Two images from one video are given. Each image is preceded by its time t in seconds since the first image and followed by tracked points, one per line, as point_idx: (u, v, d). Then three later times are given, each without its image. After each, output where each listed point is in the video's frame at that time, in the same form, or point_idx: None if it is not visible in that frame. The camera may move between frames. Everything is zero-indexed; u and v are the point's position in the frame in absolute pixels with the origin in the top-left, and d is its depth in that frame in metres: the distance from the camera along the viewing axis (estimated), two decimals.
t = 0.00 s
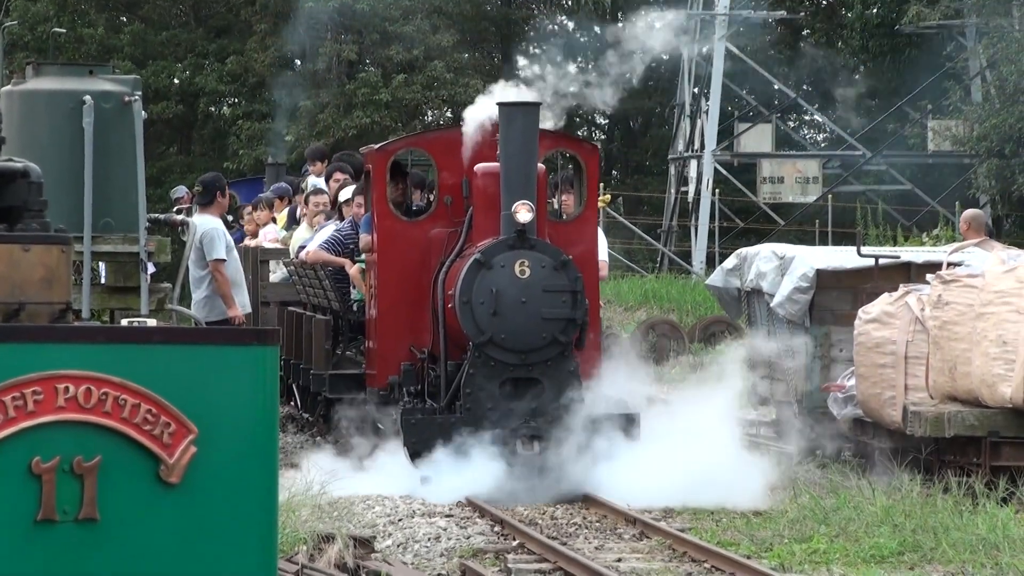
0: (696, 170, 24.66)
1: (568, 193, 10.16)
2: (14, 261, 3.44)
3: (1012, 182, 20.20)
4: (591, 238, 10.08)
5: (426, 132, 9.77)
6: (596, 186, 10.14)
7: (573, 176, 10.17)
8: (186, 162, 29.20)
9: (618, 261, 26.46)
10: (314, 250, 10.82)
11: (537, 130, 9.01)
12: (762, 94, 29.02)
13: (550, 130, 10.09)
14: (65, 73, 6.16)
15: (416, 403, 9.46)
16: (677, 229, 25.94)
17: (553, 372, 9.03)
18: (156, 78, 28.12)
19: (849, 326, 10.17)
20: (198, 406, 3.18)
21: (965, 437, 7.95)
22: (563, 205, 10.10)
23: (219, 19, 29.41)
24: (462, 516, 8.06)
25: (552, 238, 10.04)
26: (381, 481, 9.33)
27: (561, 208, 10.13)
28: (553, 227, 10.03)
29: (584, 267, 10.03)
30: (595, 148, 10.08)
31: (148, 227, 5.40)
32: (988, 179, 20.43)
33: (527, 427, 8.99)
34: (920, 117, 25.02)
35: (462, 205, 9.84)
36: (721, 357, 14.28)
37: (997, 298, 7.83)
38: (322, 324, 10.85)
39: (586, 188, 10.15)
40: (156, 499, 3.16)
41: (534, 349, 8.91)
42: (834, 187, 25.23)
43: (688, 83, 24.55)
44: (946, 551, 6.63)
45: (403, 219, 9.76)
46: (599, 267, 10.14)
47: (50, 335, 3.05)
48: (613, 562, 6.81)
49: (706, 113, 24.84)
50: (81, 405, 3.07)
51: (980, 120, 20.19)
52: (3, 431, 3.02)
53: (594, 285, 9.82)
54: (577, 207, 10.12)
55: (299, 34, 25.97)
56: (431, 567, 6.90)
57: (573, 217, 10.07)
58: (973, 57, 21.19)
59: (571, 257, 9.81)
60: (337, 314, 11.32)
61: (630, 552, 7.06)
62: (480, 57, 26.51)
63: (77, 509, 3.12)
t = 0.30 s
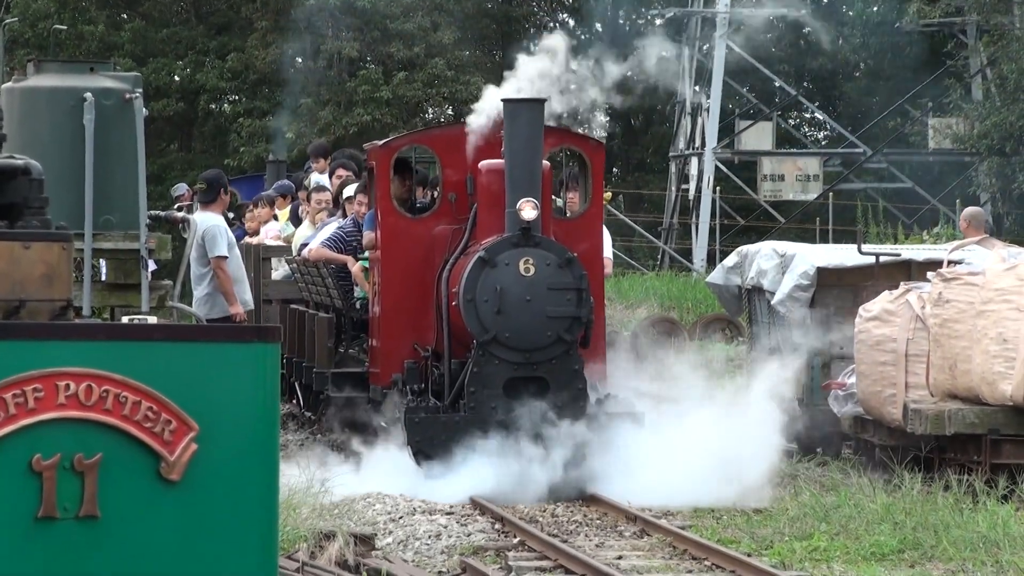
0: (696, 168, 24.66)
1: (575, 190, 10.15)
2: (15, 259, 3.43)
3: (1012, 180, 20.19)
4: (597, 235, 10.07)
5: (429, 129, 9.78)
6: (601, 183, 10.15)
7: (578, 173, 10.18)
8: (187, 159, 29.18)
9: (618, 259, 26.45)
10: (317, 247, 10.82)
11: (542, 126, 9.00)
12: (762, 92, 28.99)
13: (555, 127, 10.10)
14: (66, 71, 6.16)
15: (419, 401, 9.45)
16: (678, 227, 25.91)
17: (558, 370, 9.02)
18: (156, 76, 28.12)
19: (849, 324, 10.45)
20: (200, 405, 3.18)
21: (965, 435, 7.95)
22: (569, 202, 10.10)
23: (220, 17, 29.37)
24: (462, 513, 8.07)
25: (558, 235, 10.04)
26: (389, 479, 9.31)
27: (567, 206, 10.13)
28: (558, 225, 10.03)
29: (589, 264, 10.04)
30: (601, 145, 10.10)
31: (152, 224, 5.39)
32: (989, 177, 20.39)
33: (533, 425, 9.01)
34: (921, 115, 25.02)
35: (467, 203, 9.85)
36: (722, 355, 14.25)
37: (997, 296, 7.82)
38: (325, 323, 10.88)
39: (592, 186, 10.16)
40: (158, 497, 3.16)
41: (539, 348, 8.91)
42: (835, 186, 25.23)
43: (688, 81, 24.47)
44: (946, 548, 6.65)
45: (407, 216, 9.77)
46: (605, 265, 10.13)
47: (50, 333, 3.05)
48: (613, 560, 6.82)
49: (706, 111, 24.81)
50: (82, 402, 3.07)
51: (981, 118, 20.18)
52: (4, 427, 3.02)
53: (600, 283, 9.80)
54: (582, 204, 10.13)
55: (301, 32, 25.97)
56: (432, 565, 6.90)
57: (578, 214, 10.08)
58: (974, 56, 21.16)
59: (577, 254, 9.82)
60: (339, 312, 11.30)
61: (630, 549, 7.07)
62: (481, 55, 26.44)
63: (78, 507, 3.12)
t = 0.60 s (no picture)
0: (694, 166, 24.66)
1: (576, 189, 10.15)
2: (13, 257, 3.51)
3: (1009, 179, 20.22)
4: (598, 234, 10.07)
5: (430, 126, 9.78)
6: (603, 181, 10.16)
7: (580, 171, 10.18)
8: (184, 157, 29.21)
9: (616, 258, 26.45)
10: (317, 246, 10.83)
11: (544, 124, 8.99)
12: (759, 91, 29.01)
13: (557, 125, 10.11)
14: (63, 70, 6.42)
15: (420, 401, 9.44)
16: (675, 226, 25.91)
17: (560, 370, 9.00)
18: (153, 74, 28.17)
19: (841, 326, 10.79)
20: (198, 403, 3.17)
21: (963, 434, 7.96)
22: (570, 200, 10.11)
23: (218, 15, 29.35)
24: (460, 512, 8.07)
25: (559, 234, 10.04)
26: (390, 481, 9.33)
27: (568, 204, 10.13)
28: (559, 223, 10.03)
29: (591, 263, 10.04)
30: (603, 143, 10.10)
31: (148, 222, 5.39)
32: (987, 175, 20.44)
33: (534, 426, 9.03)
34: (918, 114, 25.05)
35: (468, 200, 9.84)
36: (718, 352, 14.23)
37: (994, 295, 7.80)
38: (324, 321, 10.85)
39: (594, 184, 10.16)
40: (156, 495, 3.16)
41: (540, 348, 8.90)
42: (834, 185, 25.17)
43: (686, 80, 24.45)
44: (943, 548, 6.65)
45: (408, 214, 9.76)
46: (607, 263, 10.14)
47: (48, 332, 3.06)
48: (610, 558, 6.82)
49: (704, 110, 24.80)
50: (79, 401, 3.07)
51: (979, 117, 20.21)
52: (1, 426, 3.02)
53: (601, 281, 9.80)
54: (584, 202, 10.13)
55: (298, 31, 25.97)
56: (429, 564, 6.90)
57: (580, 212, 10.08)
58: (970, 55, 21.22)
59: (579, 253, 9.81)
60: (338, 312, 11.29)
61: (628, 548, 7.07)
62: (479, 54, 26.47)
63: (75, 506, 3.13)
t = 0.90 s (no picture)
0: (690, 167, 24.75)
1: (577, 189, 10.27)
2: (19, 257, 3.54)
3: (999, 180, 20.34)
4: (599, 234, 10.19)
5: (432, 127, 9.88)
6: (604, 181, 10.27)
7: (581, 171, 10.30)
8: (188, 159, 29.27)
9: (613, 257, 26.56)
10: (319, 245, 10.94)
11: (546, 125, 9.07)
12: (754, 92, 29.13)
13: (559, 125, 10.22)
14: (66, 70, 6.68)
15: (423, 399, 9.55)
16: (672, 225, 25.99)
17: (563, 369, 9.11)
18: (157, 76, 28.22)
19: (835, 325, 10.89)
20: (201, 400, 3.24)
21: (954, 431, 8.04)
22: (572, 200, 10.22)
23: (221, 18, 29.44)
24: (459, 507, 8.19)
25: (561, 233, 10.16)
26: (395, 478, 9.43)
27: (569, 204, 10.24)
28: (561, 223, 10.15)
29: (592, 262, 10.16)
30: (604, 143, 10.22)
31: (151, 226, 5.51)
32: (977, 177, 20.56)
33: (537, 425, 9.12)
34: (910, 115, 25.23)
35: (470, 200, 9.95)
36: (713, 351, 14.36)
37: (985, 293, 7.90)
38: (326, 320, 11.05)
39: (595, 184, 10.27)
40: (159, 491, 3.23)
41: (542, 347, 9.02)
42: (826, 185, 25.24)
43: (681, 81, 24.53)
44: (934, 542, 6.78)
45: (411, 214, 9.87)
46: (607, 262, 10.26)
47: (52, 329, 3.11)
48: (607, 553, 6.94)
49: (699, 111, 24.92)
50: (84, 398, 3.13)
51: (969, 118, 20.27)
52: (8, 423, 3.08)
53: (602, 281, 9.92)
54: (585, 202, 10.24)
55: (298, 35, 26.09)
56: (428, 558, 7.01)
57: (581, 212, 10.20)
58: (962, 57, 21.36)
59: (580, 252, 9.93)
60: (341, 311, 11.42)
61: (624, 543, 7.18)
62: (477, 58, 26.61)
63: (80, 501, 3.19)
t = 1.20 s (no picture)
0: (682, 170, 24.91)
1: (576, 192, 10.50)
2: (34, 258, 3.74)
3: (981, 184, 20.57)
4: (598, 236, 10.42)
5: (435, 132, 10.11)
6: (603, 184, 10.51)
7: (580, 175, 10.53)
8: (197, 164, 29.39)
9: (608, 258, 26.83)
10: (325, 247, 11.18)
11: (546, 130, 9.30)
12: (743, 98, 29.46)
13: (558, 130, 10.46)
14: (80, 78, 6.97)
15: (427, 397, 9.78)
16: (664, 227, 26.25)
17: (562, 367, 9.34)
18: (167, 83, 28.45)
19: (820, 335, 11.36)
20: (208, 396, 3.37)
21: (936, 426, 8.25)
22: (571, 202, 10.46)
23: (229, 28, 29.72)
24: (459, 500, 8.43)
25: (561, 235, 10.39)
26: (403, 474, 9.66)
27: (569, 206, 10.47)
28: (561, 225, 10.38)
29: (591, 263, 10.39)
30: (602, 146, 10.47)
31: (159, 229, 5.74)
32: (958, 179, 20.80)
33: (541, 422, 9.32)
34: (894, 121, 25.59)
35: (472, 203, 10.17)
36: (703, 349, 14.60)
37: (966, 293, 8.06)
38: (332, 320, 11.12)
39: (594, 187, 10.51)
40: (169, 484, 3.36)
41: (544, 346, 9.25)
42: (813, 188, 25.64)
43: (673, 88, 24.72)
44: (918, 533, 7.05)
45: (414, 217, 10.11)
46: (606, 264, 10.48)
47: (61, 329, 3.23)
48: (601, 544, 7.22)
49: (691, 115, 25.09)
50: (96, 394, 3.26)
51: (951, 123, 20.35)
52: (19, 419, 3.21)
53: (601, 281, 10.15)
54: (584, 205, 10.48)
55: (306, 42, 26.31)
56: (429, 549, 7.26)
57: (580, 214, 10.43)
58: (945, 64, 21.63)
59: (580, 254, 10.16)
60: (346, 310, 11.63)
61: (618, 534, 7.47)
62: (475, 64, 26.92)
63: (92, 493, 3.32)
